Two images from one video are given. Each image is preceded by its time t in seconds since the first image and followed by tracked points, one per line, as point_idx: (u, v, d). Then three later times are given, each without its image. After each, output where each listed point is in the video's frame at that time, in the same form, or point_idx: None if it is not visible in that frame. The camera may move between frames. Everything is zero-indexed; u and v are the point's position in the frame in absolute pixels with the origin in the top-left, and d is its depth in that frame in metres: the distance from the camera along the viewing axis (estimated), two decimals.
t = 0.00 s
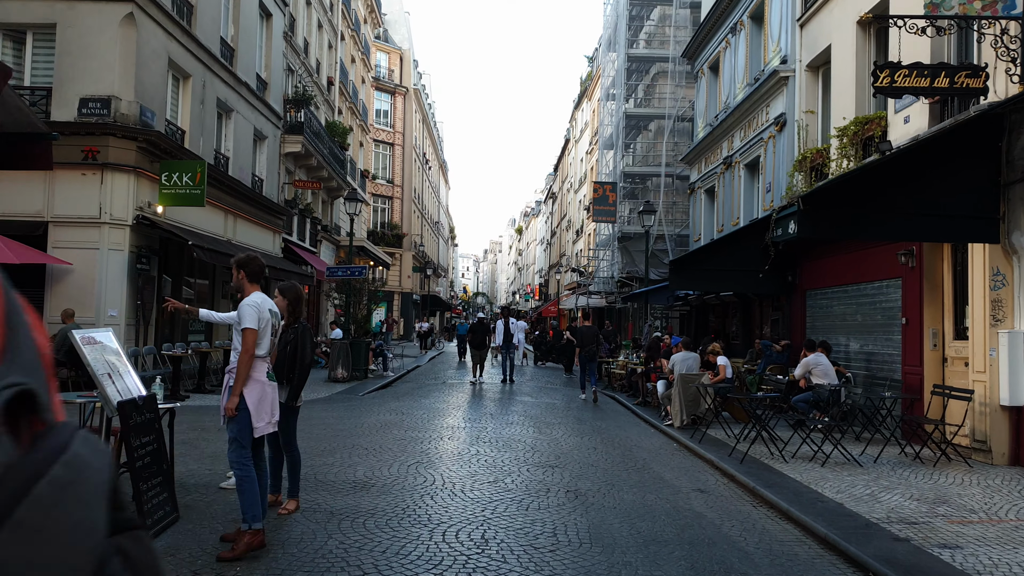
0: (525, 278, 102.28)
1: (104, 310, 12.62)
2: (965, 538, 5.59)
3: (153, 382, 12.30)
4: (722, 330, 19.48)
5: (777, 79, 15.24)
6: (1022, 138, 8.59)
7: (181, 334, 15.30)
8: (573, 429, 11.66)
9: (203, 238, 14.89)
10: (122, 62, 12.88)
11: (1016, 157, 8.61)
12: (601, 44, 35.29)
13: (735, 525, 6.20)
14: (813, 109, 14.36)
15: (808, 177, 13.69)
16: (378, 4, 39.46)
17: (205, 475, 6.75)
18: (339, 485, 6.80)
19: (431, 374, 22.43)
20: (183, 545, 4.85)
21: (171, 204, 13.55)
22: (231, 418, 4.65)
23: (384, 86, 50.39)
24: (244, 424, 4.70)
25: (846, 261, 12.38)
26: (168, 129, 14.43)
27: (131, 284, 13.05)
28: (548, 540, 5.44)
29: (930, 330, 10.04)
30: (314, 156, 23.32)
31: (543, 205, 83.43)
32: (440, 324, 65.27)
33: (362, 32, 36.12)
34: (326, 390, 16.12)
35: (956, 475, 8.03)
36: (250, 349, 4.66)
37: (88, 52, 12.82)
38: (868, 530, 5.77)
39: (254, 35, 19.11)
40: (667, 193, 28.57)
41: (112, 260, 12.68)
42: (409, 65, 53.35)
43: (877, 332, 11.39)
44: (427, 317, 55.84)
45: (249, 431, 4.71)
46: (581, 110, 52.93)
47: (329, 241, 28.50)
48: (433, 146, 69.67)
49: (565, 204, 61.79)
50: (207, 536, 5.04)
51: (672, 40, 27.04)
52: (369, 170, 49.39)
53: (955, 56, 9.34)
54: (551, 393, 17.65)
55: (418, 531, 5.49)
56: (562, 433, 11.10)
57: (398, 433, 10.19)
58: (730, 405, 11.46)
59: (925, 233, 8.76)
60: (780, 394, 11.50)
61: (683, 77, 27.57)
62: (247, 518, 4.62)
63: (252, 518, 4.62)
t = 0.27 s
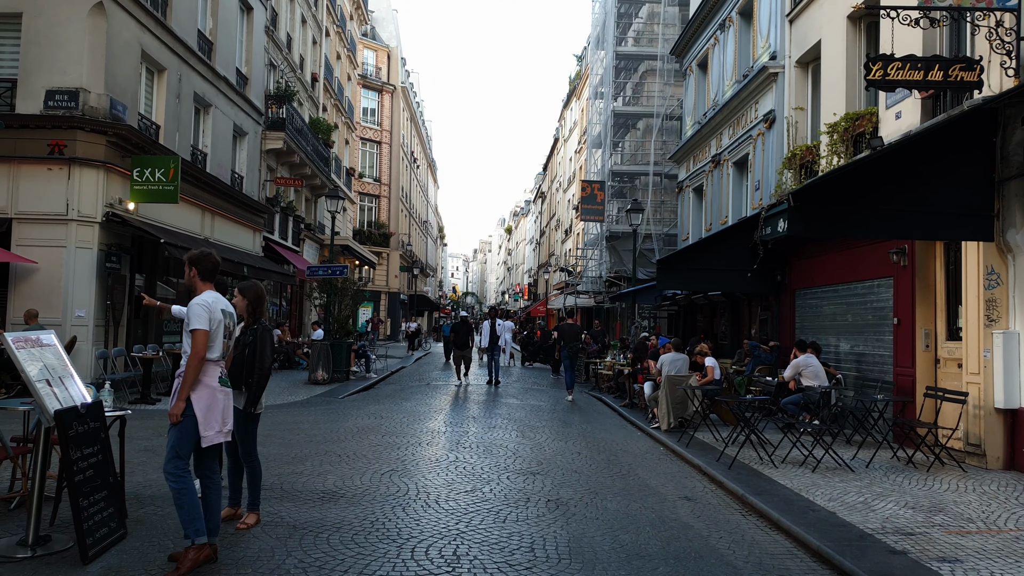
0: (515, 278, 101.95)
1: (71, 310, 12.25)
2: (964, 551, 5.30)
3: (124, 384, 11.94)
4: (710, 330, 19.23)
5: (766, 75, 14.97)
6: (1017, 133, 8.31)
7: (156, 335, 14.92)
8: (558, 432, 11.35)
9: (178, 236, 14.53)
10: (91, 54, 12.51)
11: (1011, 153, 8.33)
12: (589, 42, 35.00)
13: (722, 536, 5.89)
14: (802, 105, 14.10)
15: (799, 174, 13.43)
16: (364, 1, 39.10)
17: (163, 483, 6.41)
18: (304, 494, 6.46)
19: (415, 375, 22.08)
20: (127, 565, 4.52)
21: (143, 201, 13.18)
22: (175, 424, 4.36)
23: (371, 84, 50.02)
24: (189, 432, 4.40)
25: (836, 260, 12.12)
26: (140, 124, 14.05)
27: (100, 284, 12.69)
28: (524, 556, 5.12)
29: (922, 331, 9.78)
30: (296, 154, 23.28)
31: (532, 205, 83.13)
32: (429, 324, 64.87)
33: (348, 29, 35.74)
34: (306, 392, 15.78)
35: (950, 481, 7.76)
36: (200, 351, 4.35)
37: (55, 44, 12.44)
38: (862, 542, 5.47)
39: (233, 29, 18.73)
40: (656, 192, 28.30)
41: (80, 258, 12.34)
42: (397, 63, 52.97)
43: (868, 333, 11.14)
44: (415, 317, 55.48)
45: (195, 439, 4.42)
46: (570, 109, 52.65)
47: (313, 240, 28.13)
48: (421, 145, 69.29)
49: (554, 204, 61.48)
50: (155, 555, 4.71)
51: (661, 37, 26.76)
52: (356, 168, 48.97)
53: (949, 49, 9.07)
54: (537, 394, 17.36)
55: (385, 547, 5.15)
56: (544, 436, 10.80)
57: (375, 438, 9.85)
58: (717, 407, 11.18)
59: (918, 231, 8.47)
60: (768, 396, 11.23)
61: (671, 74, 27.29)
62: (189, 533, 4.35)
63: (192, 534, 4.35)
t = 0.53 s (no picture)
0: (501, 278, 101.57)
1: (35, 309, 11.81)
2: (964, 563, 4.99)
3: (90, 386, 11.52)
4: (696, 330, 18.96)
5: (753, 69, 14.70)
6: (1013, 124, 8.05)
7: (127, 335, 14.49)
8: (539, 434, 11.01)
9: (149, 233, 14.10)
10: (57, 44, 12.07)
11: (1007, 145, 8.06)
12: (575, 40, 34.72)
13: (708, 547, 5.56)
14: (790, 100, 13.83)
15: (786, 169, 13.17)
16: None
17: (114, 491, 6.02)
18: (265, 502, 6.08)
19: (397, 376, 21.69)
20: None
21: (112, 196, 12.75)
22: (102, 427, 4.02)
23: (355, 82, 49.58)
24: (116, 436, 4.06)
25: (825, 258, 11.85)
26: (110, 117, 13.62)
27: (66, 282, 12.25)
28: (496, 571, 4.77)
29: (914, 330, 9.50)
30: (276, 151, 23.00)
31: (519, 205, 82.79)
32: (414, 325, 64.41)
33: (330, 25, 35.30)
34: (282, 393, 15.38)
35: (944, 485, 7.47)
36: (131, 350, 3.98)
37: (19, 33, 11.99)
38: (856, 553, 5.15)
39: (210, 22, 18.30)
40: (642, 191, 28.02)
41: (44, 255, 11.89)
42: (382, 61, 52.55)
43: (857, 332, 10.85)
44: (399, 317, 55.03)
45: (124, 445, 4.07)
46: (556, 108, 52.35)
47: (294, 238, 27.69)
48: (407, 144, 68.88)
49: (540, 203, 61.16)
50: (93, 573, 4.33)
51: (647, 34, 26.48)
52: (340, 167, 48.54)
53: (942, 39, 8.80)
54: (519, 395, 17.03)
55: (347, 561, 4.79)
56: (525, 439, 10.46)
57: (349, 442, 9.47)
58: (703, 408, 10.87)
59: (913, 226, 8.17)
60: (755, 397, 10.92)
61: (657, 72, 27.00)
62: (96, 550, 3.93)
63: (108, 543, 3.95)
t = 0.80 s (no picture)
0: (491, 278, 101.23)
1: (4, 309, 11.41)
2: None
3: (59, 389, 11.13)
4: (686, 330, 18.68)
5: (744, 64, 14.40)
6: (1015, 117, 7.76)
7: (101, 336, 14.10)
8: (524, 438, 10.69)
9: (123, 231, 13.69)
10: (27, 35, 11.64)
11: (1009, 139, 7.78)
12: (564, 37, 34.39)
13: (699, 562, 5.23)
14: (782, 95, 13.54)
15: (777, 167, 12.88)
16: None
17: (67, 504, 5.65)
18: (229, 515, 5.71)
19: (382, 377, 21.31)
20: None
21: (83, 192, 12.33)
22: (13, 441, 3.68)
23: (342, 79, 49.19)
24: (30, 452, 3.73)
25: (818, 257, 11.56)
26: (83, 111, 13.20)
27: (36, 281, 11.84)
28: None
29: (911, 331, 9.21)
30: (259, 148, 22.48)
31: (508, 204, 82.45)
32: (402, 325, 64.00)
33: (317, 21, 34.90)
34: (262, 395, 15.01)
35: (945, 494, 7.17)
36: (44, 355, 3.65)
37: None
38: (857, 571, 4.83)
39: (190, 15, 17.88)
40: (631, 189, 27.72)
41: (13, 254, 11.47)
42: (370, 59, 52.15)
43: (853, 333, 10.56)
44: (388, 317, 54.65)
45: (39, 462, 3.74)
46: (546, 107, 52.01)
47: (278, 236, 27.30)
48: (396, 143, 68.46)
49: (529, 203, 60.83)
50: None
51: (636, 31, 26.17)
52: (327, 165, 48.13)
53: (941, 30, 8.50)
54: (506, 397, 16.70)
55: None
56: (509, 444, 10.15)
57: (325, 447, 9.11)
58: (694, 412, 10.55)
59: (911, 224, 7.86)
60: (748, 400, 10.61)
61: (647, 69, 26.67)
62: None
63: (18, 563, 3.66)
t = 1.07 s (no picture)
0: (483, 278, 100.83)
1: None
2: None
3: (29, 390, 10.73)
4: (678, 330, 18.37)
5: (739, 57, 14.09)
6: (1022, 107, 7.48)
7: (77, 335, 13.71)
8: (513, 441, 10.35)
9: (100, 227, 13.30)
10: None
11: (1016, 130, 7.51)
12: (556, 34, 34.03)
13: None
14: (778, 89, 13.23)
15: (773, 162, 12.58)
16: None
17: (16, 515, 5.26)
18: (193, 525, 5.34)
19: (370, 377, 20.94)
20: None
21: (58, 186, 11.93)
22: None
23: (332, 77, 48.79)
24: None
25: (815, 254, 11.26)
26: (59, 103, 12.79)
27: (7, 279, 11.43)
28: None
29: (911, 330, 8.90)
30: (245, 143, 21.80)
31: (500, 204, 82.02)
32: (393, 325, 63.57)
33: (305, 17, 34.49)
34: (245, 396, 14.62)
35: (950, 499, 6.86)
36: None
37: None
38: None
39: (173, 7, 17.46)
40: (624, 187, 27.39)
41: None
42: (361, 57, 51.77)
43: (852, 332, 10.26)
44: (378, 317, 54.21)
45: None
46: (538, 105, 51.67)
47: (265, 235, 26.89)
48: (387, 141, 68.04)
49: (522, 202, 60.44)
50: None
51: (629, 27, 25.84)
52: (317, 163, 47.74)
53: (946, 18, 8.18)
54: (496, 398, 16.35)
55: None
56: (497, 447, 9.80)
57: (304, 451, 8.75)
58: (687, 413, 10.23)
59: (915, 217, 7.55)
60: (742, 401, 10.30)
61: (640, 66, 26.33)
62: None
63: None
